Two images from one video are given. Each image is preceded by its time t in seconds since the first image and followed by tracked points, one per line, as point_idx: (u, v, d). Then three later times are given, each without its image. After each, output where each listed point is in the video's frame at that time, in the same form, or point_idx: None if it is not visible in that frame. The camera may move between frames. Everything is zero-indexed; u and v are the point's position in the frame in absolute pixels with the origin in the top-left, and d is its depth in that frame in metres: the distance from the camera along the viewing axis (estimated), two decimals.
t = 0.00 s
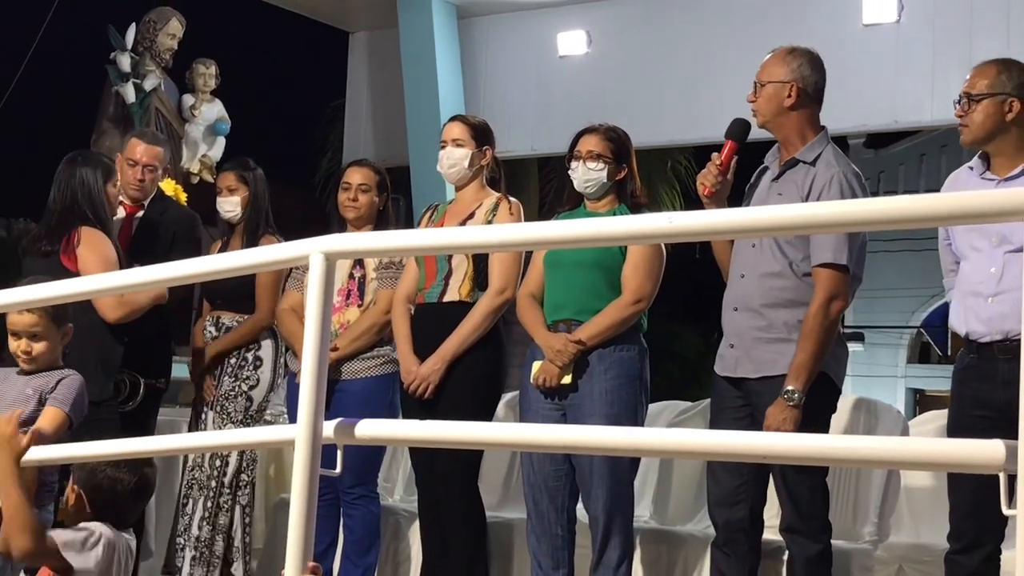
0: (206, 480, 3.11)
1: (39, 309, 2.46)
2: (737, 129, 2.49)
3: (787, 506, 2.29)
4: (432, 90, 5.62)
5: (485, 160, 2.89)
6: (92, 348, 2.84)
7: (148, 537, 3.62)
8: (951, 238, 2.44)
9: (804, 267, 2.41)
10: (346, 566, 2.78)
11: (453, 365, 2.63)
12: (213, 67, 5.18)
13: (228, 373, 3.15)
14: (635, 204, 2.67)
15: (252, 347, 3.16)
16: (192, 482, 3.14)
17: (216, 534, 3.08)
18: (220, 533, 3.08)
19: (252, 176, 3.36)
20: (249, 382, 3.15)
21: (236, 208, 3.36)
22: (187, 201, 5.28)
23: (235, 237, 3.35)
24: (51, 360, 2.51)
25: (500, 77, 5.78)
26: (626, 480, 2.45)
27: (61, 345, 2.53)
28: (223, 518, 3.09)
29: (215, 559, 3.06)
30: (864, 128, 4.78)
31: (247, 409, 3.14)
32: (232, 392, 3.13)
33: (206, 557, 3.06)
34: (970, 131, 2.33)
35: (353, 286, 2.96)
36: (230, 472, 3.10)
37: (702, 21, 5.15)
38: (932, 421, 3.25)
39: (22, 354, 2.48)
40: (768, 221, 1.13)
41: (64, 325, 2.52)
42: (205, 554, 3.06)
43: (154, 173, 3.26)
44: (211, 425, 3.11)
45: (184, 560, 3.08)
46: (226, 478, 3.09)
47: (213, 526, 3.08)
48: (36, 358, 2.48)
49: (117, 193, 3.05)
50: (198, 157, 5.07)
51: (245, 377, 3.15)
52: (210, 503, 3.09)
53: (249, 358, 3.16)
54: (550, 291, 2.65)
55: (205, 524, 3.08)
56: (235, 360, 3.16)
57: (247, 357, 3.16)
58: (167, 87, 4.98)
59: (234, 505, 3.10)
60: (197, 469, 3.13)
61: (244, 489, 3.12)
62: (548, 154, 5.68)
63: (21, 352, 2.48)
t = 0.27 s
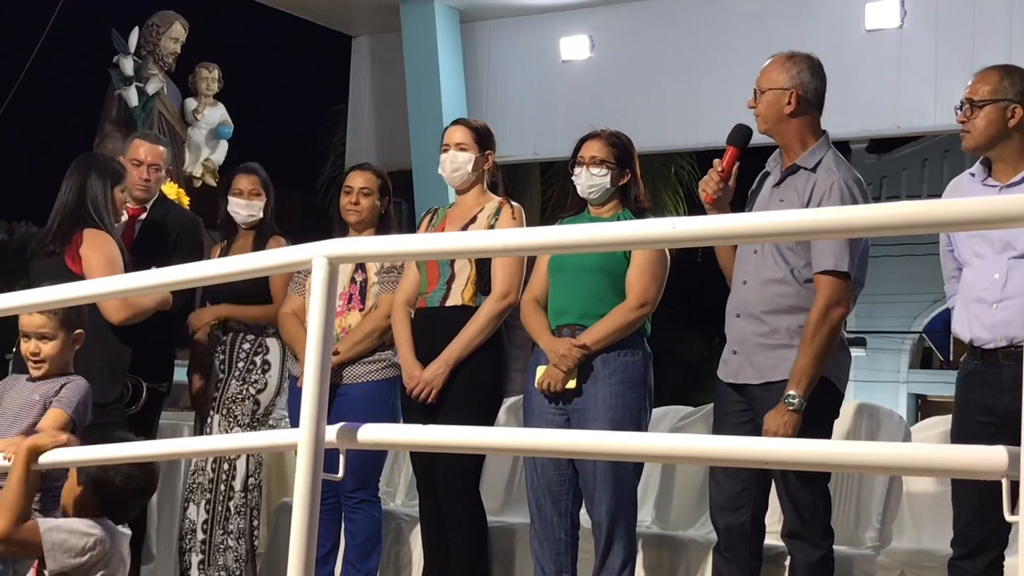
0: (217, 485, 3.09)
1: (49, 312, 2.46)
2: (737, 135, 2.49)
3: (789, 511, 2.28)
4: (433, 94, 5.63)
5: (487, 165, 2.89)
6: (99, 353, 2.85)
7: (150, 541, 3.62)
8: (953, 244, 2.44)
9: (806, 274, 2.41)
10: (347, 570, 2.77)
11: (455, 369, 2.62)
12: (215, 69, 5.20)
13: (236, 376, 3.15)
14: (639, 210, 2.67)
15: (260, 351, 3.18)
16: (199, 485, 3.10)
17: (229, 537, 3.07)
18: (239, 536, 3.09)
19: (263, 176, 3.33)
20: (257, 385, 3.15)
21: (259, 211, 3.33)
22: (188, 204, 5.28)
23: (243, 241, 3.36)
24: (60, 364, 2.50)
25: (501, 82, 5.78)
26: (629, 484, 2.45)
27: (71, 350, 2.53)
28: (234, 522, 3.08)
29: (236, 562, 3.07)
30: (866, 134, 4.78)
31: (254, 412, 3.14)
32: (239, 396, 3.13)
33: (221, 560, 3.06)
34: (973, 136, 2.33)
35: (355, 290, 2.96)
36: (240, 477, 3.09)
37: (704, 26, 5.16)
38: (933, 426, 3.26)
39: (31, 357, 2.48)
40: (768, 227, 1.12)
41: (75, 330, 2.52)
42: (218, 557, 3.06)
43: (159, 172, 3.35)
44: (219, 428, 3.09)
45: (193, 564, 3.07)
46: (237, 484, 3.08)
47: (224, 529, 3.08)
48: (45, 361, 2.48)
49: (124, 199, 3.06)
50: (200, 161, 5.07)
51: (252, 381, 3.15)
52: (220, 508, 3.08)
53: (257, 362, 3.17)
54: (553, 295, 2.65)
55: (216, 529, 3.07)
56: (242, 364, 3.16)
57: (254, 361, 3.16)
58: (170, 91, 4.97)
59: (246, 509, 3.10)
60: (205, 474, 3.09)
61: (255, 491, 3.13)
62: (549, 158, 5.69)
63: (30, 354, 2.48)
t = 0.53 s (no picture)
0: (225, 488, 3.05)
1: (51, 317, 2.45)
2: (733, 144, 2.48)
3: (790, 517, 2.28)
4: (433, 98, 5.64)
5: (487, 169, 2.90)
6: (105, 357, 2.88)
7: (150, 545, 3.61)
8: (954, 251, 2.44)
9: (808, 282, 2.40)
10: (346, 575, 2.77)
11: (460, 373, 2.63)
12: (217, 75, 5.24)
13: (244, 379, 3.14)
14: (640, 214, 2.67)
15: (268, 354, 3.16)
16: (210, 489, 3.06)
17: (233, 540, 3.04)
18: (243, 538, 3.04)
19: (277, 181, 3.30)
20: (266, 390, 3.15)
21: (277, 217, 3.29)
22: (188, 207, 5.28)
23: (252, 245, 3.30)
24: (57, 370, 2.49)
25: (501, 86, 5.79)
26: (629, 489, 2.45)
27: (68, 356, 2.51)
28: (241, 525, 3.05)
29: (239, 565, 3.02)
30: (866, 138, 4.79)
31: (263, 416, 3.13)
32: (248, 399, 3.12)
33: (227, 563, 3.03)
34: (973, 142, 2.33)
35: (354, 294, 2.96)
36: (249, 480, 3.06)
37: (704, 31, 5.16)
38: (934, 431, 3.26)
39: (29, 360, 2.46)
40: (767, 232, 1.13)
41: (75, 337, 2.51)
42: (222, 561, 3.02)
43: (159, 172, 3.35)
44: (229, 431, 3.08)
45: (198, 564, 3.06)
46: (245, 486, 3.05)
47: (229, 532, 3.04)
48: (43, 366, 2.46)
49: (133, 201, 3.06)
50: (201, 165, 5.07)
51: (262, 385, 3.14)
52: (228, 510, 3.05)
53: (266, 366, 3.16)
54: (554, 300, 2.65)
55: (218, 528, 3.04)
56: (248, 368, 3.15)
57: (264, 365, 3.16)
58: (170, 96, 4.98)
59: (253, 512, 3.08)
60: (217, 479, 3.05)
61: (262, 494, 3.10)
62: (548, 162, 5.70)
63: (29, 358, 2.46)
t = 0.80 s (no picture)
0: (237, 492, 3.01)
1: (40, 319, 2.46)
2: (733, 147, 2.50)
3: (790, 518, 2.28)
4: (431, 100, 5.64)
5: (484, 172, 2.90)
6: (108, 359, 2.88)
7: (147, 547, 3.60)
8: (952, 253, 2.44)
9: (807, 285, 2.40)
10: None
11: (463, 375, 2.64)
12: (214, 76, 5.20)
13: (257, 385, 3.09)
14: (638, 216, 2.68)
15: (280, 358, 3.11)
16: (218, 491, 3.02)
17: (246, 545, 2.99)
18: (257, 544, 2.99)
19: (289, 184, 3.30)
20: (280, 395, 3.11)
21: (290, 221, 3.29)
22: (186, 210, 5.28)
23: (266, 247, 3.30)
24: (48, 371, 2.50)
25: (498, 88, 5.79)
26: (627, 492, 2.45)
27: (61, 357, 2.52)
28: (254, 531, 3.00)
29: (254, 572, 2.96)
30: (865, 141, 4.79)
31: (280, 420, 3.09)
32: (263, 405, 3.08)
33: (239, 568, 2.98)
34: (970, 146, 2.33)
35: (352, 296, 2.95)
36: (263, 484, 3.01)
37: (701, 34, 5.17)
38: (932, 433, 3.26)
39: (20, 360, 2.47)
40: (767, 233, 1.13)
41: (67, 338, 2.51)
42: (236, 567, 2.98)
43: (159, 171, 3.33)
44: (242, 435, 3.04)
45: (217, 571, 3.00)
46: (259, 491, 3.01)
47: (241, 537, 2.99)
48: (34, 366, 2.47)
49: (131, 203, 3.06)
50: (199, 167, 5.07)
51: (276, 389, 3.10)
52: (241, 515, 3.00)
53: (280, 369, 3.11)
54: (553, 301, 2.64)
55: (235, 534, 2.99)
56: (260, 372, 3.11)
57: (277, 368, 3.11)
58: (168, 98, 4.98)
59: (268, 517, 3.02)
60: (228, 481, 3.01)
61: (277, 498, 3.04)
62: (547, 164, 5.71)
63: (19, 358, 2.47)
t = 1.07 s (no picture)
0: (249, 494, 2.99)
1: (28, 323, 2.47)
2: (740, 144, 2.47)
3: (785, 518, 2.28)
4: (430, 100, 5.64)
5: (483, 172, 2.90)
6: (101, 360, 2.87)
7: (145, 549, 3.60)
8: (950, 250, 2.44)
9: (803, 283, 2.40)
10: None
11: (461, 376, 2.63)
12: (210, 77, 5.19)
13: (266, 386, 3.06)
14: (633, 215, 2.68)
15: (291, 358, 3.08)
16: (227, 494, 3.01)
17: (263, 547, 2.97)
18: (272, 547, 2.97)
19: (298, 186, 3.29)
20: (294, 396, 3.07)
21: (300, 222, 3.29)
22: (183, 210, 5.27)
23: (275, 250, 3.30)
24: (43, 374, 2.53)
25: (496, 89, 5.78)
26: (622, 492, 2.45)
27: (55, 359, 2.55)
28: (268, 534, 2.97)
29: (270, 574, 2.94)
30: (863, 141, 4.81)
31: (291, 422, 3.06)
32: (272, 406, 3.05)
33: (253, 569, 2.96)
34: (966, 145, 2.33)
35: (347, 297, 2.94)
36: (275, 487, 2.99)
37: (700, 36, 5.17)
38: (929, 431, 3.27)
39: (13, 366, 2.51)
40: (763, 233, 1.13)
41: (57, 339, 2.54)
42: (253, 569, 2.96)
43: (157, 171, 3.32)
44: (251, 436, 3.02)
45: None
46: (273, 493, 2.99)
47: (257, 538, 2.97)
48: (27, 369, 2.51)
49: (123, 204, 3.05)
50: (196, 168, 5.07)
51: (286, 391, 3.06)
52: (252, 518, 2.98)
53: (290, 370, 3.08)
54: (550, 300, 2.64)
55: (250, 537, 2.97)
56: (269, 373, 3.08)
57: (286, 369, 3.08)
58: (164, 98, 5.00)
59: (283, 519, 2.99)
60: (237, 484, 3.00)
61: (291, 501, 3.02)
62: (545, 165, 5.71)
63: (12, 363, 2.51)
